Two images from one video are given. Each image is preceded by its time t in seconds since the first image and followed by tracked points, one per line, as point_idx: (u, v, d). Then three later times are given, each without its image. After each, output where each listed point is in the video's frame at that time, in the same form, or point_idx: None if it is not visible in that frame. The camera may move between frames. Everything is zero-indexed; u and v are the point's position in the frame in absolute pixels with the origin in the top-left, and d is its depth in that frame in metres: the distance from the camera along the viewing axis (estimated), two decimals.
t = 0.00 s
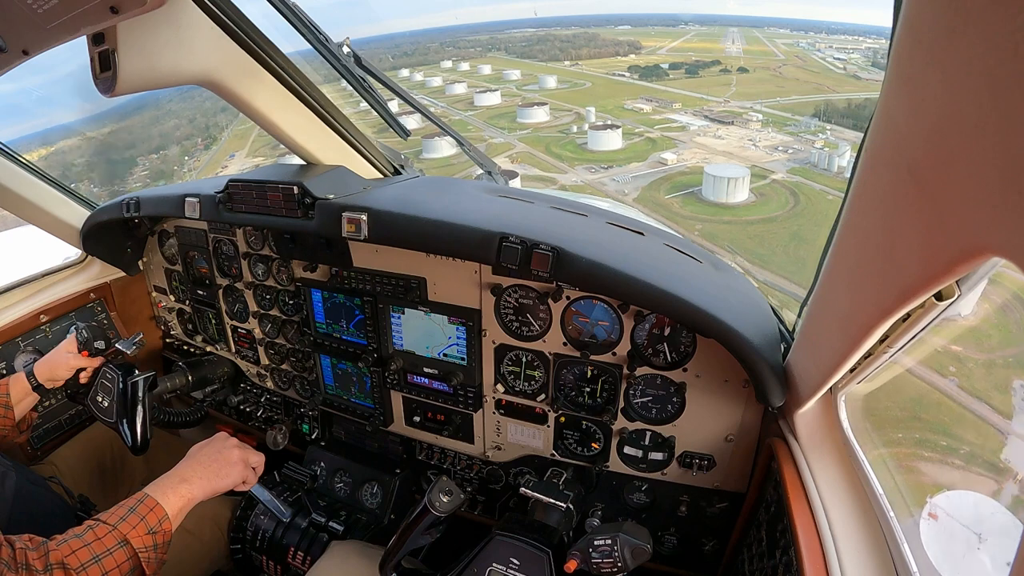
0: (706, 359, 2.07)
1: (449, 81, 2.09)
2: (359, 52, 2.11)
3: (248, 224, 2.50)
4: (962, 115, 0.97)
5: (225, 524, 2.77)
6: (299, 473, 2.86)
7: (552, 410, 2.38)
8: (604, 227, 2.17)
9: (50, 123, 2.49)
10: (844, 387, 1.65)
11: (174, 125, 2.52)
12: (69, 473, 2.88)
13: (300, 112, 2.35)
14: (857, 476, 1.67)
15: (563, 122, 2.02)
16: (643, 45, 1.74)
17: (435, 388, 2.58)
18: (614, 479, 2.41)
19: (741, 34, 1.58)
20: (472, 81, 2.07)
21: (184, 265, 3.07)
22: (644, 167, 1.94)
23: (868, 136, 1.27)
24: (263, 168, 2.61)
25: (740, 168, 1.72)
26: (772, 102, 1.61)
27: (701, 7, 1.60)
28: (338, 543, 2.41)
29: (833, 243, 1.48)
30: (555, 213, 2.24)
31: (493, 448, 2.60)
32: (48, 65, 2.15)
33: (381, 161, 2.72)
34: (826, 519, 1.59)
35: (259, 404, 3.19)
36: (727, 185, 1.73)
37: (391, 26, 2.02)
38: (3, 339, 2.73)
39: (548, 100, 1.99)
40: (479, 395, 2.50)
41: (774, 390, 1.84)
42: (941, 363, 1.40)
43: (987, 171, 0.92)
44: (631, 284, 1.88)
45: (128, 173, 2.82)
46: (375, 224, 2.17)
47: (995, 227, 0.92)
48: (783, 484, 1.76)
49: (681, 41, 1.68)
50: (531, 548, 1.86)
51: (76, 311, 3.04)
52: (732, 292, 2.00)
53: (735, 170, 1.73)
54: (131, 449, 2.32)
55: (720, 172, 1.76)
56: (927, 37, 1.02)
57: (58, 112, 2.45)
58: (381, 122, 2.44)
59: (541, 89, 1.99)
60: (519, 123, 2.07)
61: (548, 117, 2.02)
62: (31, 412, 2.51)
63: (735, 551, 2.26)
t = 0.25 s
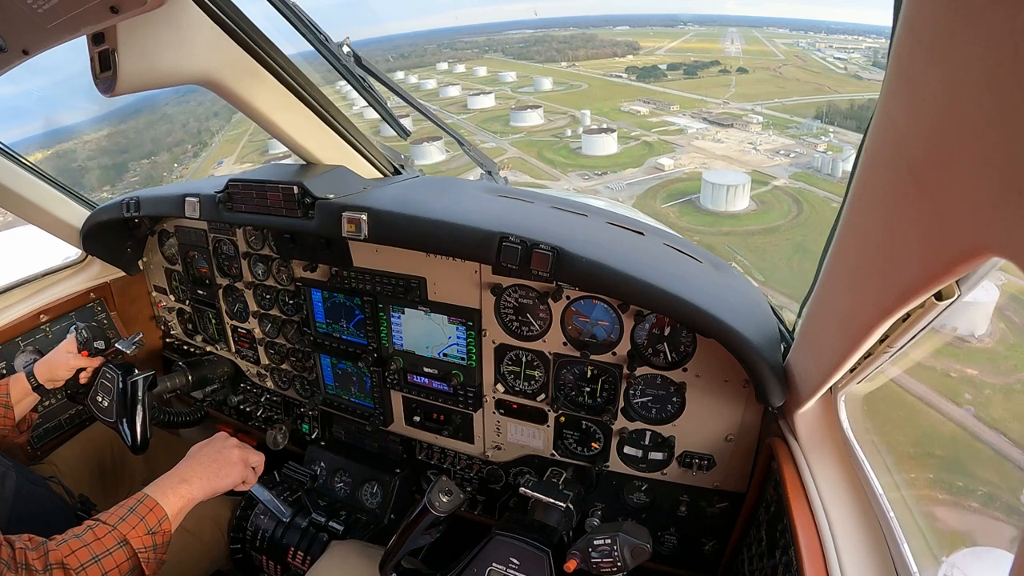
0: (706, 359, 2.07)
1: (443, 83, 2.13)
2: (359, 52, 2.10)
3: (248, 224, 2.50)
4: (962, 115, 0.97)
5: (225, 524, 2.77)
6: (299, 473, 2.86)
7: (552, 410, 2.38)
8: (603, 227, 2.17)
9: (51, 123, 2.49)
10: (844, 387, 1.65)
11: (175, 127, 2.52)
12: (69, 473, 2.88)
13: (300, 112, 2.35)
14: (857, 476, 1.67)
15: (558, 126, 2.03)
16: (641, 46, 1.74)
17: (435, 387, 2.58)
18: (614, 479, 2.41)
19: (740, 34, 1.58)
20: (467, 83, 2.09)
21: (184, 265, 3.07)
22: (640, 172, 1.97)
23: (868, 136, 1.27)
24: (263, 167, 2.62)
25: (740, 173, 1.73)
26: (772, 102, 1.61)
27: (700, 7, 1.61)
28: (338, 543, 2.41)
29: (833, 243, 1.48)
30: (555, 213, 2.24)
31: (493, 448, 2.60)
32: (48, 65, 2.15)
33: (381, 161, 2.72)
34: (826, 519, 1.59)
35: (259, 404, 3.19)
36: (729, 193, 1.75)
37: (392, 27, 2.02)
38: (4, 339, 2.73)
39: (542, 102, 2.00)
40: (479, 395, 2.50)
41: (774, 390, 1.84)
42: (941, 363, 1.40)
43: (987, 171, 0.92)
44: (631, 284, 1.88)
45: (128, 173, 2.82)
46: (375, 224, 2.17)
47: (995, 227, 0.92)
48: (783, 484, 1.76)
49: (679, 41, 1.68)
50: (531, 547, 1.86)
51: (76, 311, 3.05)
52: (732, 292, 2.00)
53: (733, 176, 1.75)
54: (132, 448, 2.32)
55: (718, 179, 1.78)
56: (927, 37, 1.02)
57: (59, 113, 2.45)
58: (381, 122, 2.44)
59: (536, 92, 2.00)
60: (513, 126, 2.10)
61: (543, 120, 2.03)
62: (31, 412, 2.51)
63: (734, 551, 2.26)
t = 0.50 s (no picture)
0: (706, 358, 2.07)
1: (438, 86, 2.13)
2: (359, 53, 2.11)
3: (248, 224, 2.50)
4: (962, 115, 0.97)
5: (225, 524, 2.77)
6: (299, 473, 2.86)
7: (552, 410, 2.38)
8: (604, 227, 2.17)
9: (51, 124, 2.49)
10: (844, 387, 1.65)
11: (175, 127, 2.53)
12: (69, 473, 2.88)
13: (300, 113, 2.35)
14: (857, 475, 1.67)
15: (552, 129, 2.03)
16: (640, 46, 1.74)
17: (435, 387, 2.58)
18: (614, 479, 2.41)
19: (740, 35, 1.58)
20: (461, 85, 2.09)
21: (184, 265, 3.07)
22: (636, 178, 1.99)
23: (868, 136, 1.28)
24: (263, 167, 2.61)
25: (740, 180, 1.75)
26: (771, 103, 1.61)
27: (700, 8, 1.61)
28: (338, 542, 2.41)
29: (834, 242, 1.48)
30: (555, 212, 2.24)
31: (493, 448, 2.60)
32: (48, 65, 2.15)
33: (381, 161, 2.72)
34: (826, 519, 1.59)
35: (259, 404, 3.19)
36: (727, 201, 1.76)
37: (392, 28, 2.02)
38: (3, 339, 2.73)
39: (536, 105, 1.99)
40: (479, 395, 2.50)
41: (774, 389, 1.84)
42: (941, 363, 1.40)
43: (987, 171, 0.92)
44: (632, 284, 1.88)
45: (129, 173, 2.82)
46: (375, 224, 2.17)
47: (996, 227, 0.92)
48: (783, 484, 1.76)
49: (677, 42, 1.68)
50: (530, 547, 1.86)
51: (76, 310, 3.05)
52: (732, 292, 2.00)
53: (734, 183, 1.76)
54: (132, 447, 2.32)
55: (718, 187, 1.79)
56: (927, 37, 1.03)
57: (59, 114, 2.45)
58: (381, 121, 2.44)
59: (531, 94, 1.99)
60: (506, 130, 2.12)
61: (536, 124, 2.04)
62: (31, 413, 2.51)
63: (734, 551, 2.26)
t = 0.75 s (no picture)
0: (706, 358, 2.07)
1: (435, 87, 2.14)
2: (359, 53, 2.11)
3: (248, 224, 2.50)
4: (962, 114, 0.97)
5: (225, 524, 2.77)
6: (299, 473, 2.86)
7: (552, 410, 2.38)
8: (604, 227, 2.17)
9: (52, 125, 2.49)
10: (844, 387, 1.65)
11: (176, 127, 2.53)
12: (69, 473, 2.88)
13: (300, 113, 2.35)
14: (858, 476, 1.67)
15: (547, 133, 2.06)
16: (639, 47, 1.75)
17: (435, 387, 2.58)
18: (614, 479, 2.41)
19: (740, 35, 1.58)
20: (457, 88, 2.11)
21: (184, 265, 3.07)
22: (630, 186, 2.03)
23: (868, 136, 1.27)
24: (263, 167, 2.61)
25: (740, 188, 1.76)
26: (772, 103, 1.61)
27: (700, 8, 1.61)
28: (338, 542, 2.41)
29: (834, 243, 1.48)
30: (555, 212, 2.24)
31: (493, 448, 2.60)
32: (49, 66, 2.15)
33: (381, 161, 2.72)
34: (826, 519, 1.59)
35: (259, 404, 3.19)
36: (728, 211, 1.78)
37: (392, 28, 2.02)
38: (4, 339, 2.73)
39: (531, 109, 2.02)
40: (479, 395, 2.50)
41: (774, 390, 1.84)
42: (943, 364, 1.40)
43: (987, 171, 0.92)
44: (632, 284, 1.88)
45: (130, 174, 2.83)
46: (375, 224, 2.17)
47: (996, 227, 0.92)
48: (783, 484, 1.76)
49: (677, 42, 1.68)
50: (528, 546, 1.86)
51: (76, 310, 3.05)
52: (732, 292, 2.00)
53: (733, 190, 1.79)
54: (132, 444, 2.32)
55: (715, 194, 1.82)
56: (927, 37, 1.02)
57: (60, 115, 2.45)
58: (381, 121, 2.44)
59: (529, 95, 2.00)
60: (499, 133, 2.16)
61: (530, 127, 2.07)
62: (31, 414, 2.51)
63: (734, 552, 2.26)
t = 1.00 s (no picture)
0: (706, 358, 2.07)
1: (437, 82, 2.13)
2: (359, 53, 2.11)
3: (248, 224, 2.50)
4: (961, 114, 0.97)
5: (225, 524, 2.77)
6: (299, 473, 2.86)
7: (552, 410, 2.38)
8: (603, 227, 2.17)
9: (52, 126, 2.50)
10: (844, 387, 1.65)
11: (176, 127, 2.52)
12: (69, 473, 2.88)
13: (300, 113, 2.35)
14: (857, 476, 1.67)
15: (541, 135, 2.08)
16: (638, 47, 1.75)
17: (434, 387, 2.58)
18: (614, 479, 2.41)
19: (741, 35, 1.58)
20: (454, 88, 2.11)
21: (184, 265, 3.07)
22: (625, 192, 2.11)
23: (868, 136, 1.27)
24: (263, 167, 2.61)
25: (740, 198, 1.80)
26: (772, 104, 1.61)
27: (701, 8, 1.61)
28: (338, 542, 2.41)
29: (834, 242, 1.48)
30: (555, 212, 2.24)
31: (493, 448, 2.60)
32: (48, 66, 2.15)
33: (381, 161, 2.72)
34: (826, 519, 1.59)
35: (259, 404, 3.19)
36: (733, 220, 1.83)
37: (392, 28, 2.02)
38: (4, 339, 2.73)
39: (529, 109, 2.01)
40: (479, 395, 2.50)
41: (774, 390, 1.84)
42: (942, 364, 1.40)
43: (987, 171, 0.92)
44: (632, 284, 1.88)
45: (131, 175, 2.83)
46: (375, 225, 2.17)
47: (996, 227, 0.92)
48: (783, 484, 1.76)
49: (677, 42, 1.68)
50: (526, 546, 1.86)
51: (76, 310, 3.05)
52: (732, 292, 2.00)
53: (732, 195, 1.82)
54: (132, 444, 2.32)
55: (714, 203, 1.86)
56: (927, 37, 1.02)
57: (60, 116, 2.46)
58: (381, 121, 2.44)
59: (524, 97, 2.02)
60: (492, 136, 2.18)
61: (524, 129, 2.10)
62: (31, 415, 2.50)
63: (734, 552, 2.26)
